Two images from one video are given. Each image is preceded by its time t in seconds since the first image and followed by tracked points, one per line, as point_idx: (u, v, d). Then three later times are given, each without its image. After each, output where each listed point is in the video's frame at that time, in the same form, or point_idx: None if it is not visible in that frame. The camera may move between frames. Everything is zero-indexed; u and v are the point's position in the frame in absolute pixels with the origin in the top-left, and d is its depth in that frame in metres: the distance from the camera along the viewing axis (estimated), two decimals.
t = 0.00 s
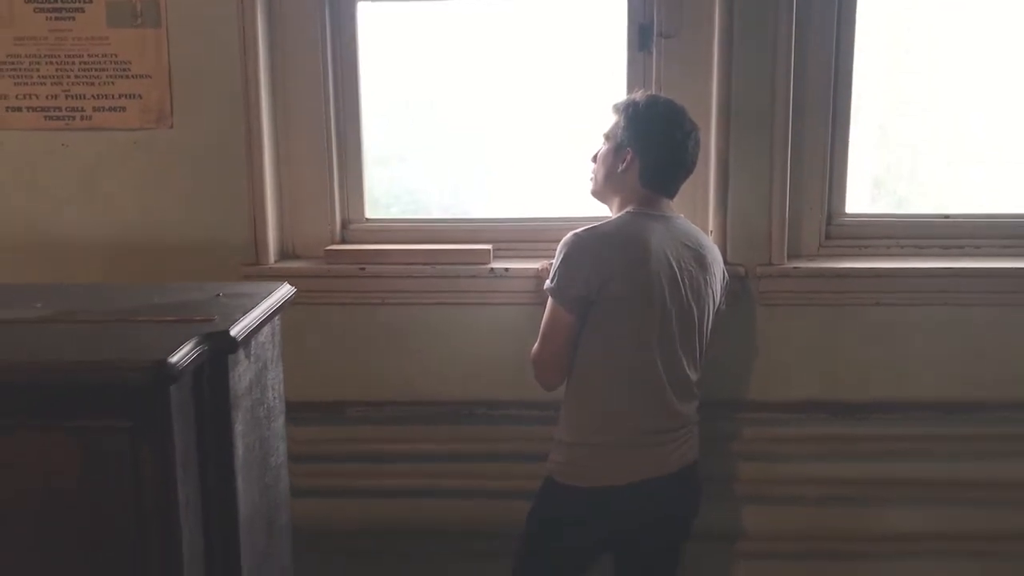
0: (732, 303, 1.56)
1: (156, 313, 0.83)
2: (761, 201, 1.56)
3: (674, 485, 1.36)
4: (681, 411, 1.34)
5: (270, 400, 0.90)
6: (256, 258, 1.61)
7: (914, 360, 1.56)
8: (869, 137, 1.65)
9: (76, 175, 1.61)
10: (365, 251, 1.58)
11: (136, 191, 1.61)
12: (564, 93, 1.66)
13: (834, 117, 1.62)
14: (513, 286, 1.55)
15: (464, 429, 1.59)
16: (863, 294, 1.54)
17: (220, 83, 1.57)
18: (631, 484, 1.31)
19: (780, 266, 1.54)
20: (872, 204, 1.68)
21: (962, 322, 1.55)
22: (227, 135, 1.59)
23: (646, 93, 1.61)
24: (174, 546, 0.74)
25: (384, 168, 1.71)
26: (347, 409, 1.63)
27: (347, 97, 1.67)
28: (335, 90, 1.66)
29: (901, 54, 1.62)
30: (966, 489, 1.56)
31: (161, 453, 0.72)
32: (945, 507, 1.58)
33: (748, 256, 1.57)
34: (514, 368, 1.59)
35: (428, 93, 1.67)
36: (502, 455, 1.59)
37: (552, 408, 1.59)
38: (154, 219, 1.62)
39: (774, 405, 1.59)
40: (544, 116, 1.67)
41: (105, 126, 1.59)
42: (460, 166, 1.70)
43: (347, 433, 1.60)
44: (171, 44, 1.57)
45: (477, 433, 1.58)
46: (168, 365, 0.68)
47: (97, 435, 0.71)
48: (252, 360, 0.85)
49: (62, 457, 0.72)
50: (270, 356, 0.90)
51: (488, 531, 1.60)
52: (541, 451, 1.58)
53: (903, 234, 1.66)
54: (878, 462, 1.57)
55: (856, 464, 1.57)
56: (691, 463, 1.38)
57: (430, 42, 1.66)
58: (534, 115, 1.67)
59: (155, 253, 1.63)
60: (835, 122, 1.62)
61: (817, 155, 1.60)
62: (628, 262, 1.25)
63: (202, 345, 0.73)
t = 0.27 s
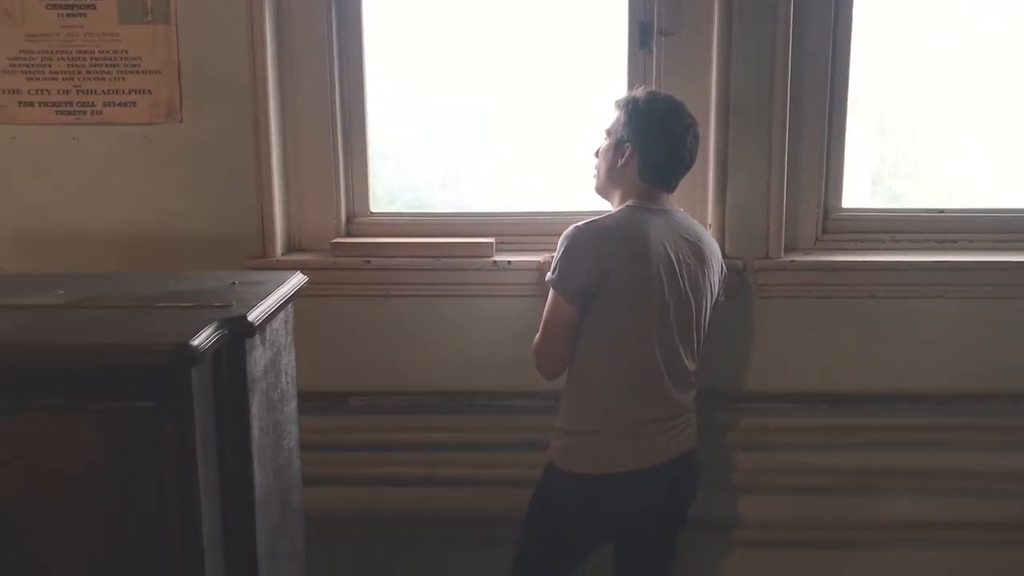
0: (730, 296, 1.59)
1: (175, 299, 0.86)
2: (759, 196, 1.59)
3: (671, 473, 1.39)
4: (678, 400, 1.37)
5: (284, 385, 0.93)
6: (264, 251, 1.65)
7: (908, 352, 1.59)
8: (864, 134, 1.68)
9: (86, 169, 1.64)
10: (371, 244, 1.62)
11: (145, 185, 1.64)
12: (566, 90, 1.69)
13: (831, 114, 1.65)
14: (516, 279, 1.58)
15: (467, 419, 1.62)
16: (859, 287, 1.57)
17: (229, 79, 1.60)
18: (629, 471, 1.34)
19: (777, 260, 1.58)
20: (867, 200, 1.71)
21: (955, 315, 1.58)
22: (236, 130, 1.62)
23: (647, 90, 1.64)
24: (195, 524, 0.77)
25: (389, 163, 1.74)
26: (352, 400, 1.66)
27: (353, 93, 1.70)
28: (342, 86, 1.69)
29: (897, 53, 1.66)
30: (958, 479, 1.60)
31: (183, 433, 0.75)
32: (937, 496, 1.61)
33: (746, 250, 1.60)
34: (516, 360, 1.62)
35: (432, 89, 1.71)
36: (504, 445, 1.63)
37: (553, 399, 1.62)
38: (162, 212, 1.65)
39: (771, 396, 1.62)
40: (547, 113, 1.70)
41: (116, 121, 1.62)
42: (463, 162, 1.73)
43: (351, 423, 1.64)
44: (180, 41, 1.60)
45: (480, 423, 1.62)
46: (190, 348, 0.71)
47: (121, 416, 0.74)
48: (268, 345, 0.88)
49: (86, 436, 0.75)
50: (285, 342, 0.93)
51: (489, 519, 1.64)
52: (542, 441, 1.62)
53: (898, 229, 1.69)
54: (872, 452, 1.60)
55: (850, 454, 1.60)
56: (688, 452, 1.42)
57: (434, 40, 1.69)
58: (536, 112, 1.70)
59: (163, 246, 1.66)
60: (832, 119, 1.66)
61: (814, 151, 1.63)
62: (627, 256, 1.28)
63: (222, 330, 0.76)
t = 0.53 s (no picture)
0: (729, 295, 1.63)
1: (191, 294, 0.89)
2: (757, 198, 1.63)
3: (669, 467, 1.42)
4: (676, 397, 1.40)
5: (296, 376, 0.96)
6: (272, 249, 1.68)
7: (903, 351, 1.62)
8: (861, 137, 1.71)
9: (99, 168, 1.68)
10: (377, 244, 1.65)
11: (156, 185, 1.68)
12: (569, 93, 1.72)
13: (829, 117, 1.68)
14: (519, 278, 1.62)
15: (470, 415, 1.66)
16: (855, 287, 1.60)
17: (239, 81, 1.64)
18: (628, 466, 1.38)
19: (775, 260, 1.61)
20: (864, 202, 1.74)
21: (950, 315, 1.61)
22: (246, 132, 1.65)
23: (648, 93, 1.67)
24: (211, 511, 0.81)
25: (395, 164, 1.78)
26: (358, 396, 1.69)
27: (359, 95, 1.73)
28: (349, 89, 1.73)
29: (893, 57, 1.69)
30: (951, 476, 1.63)
31: (200, 422, 0.79)
32: (930, 493, 1.64)
33: (744, 250, 1.63)
34: (518, 357, 1.65)
35: (438, 92, 1.74)
36: (506, 441, 1.66)
37: (554, 395, 1.66)
38: (173, 211, 1.69)
39: (768, 394, 1.65)
40: (549, 116, 1.73)
41: (127, 121, 1.66)
42: (468, 163, 1.76)
43: (357, 418, 1.67)
44: (192, 44, 1.63)
45: (482, 419, 1.65)
46: (208, 340, 0.74)
47: (141, 405, 0.78)
48: (281, 338, 0.91)
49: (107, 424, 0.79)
50: (296, 336, 0.96)
51: (491, 514, 1.67)
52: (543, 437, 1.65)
53: (894, 230, 1.72)
54: (868, 449, 1.63)
55: (845, 450, 1.63)
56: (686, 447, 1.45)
57: (440, 44, 1.73)
58: (540, 115, 1.73)
59: (173, 244, 1.69)
60: (829, 122, 1.69)
61: (812, 154, 1.67)
62: (626, 256, 1.31)
63: (238, 323, 0.80)
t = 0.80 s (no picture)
0: (727, 302, 1.65)
1: (197, 295, 0.92)
2: (757, 206, 1.65)
3: (665, 470, 1.45)
4: (672, 401, 1.43)
5: (298, 376, 0.99)
6: (280, 252, 1.71)
7: (899, 358, 1.65)
8: (860, 147, 1.74)
9: (111, 172, 1.71)
10: (382, 248, 1.68)
11: (167, 188, 1.71)
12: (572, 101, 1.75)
13: (828, 127, 1.71)
14: (521, 283, 1.65)
15: (471, 417, 1.68)
16: (852, 294, 1.63)
17: (249, 88, 1.68)
18: (624, 468, 1.40)
19: (773, 268, 1.63)
20: (863, 211, 1.76)
21: (946, 323, 1.63)
22: (255, 137, 1.69)
23: (649, 101, 1.70)
24: (213, 509, 0.83)
25: (401, 169, 1.81)
26: (362, 397, 1.72)
27: (367, 102, 1.76)
28: (356, 96, 1.76)
29: (892, 69, 1.71)
30: (946, 482, 1.65)
31: (204, 421, 0.81)
32: (925, 499, 1.66)
33: (743, 258, 1.66)
34: (520, 361, 1.68)
35: (443, 99, 1.77)
36: (507, 443, 1.69)
37: (554, 398, 1.68)
38: (183, 214, 1.72)
39: (766, 399, 1.68)
40: (553, 122, 1.76)
41: (139, 126, 1.69)
42: (473, 169, 1.80)
43: (360, 419, 1.70)
44: (203, 51, 1.67)
45: (484, 421, 1.68)
46: (213, 340, 0.77)
47: (147, 402, 0.80)
48: (284, 339, 0.94)
49: (113, 422, 0.80)
50: (299, 337, 0.99)
51: (491, 514, 1.69)
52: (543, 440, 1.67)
53: (892, 239, 1.75)
54: (863, 455, 1.65)
55: (841, 456, 1.65)
56: (682, 450, 1.47)
57: (446, 52, 1.76)
58: (543, 122, 1.76)
59: (183, 246, 1.73)
60: (829, 133, 1.71)
61: (811, 163, 1.69)
62: (623, 263, 1.35)
63: (242, 324, 0.83)
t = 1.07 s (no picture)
0: (729, 307, 1.67)
1: (200, 291, 0.95)
2: (760, 213, 1.67)
3: (663, 473, 1.46)
4: (670, 404, 1.45)
5: (296, 371, 1.00)
6: (289, 252, 1.74)
7: (901, 366, 1.65)
8: (864, 156, 1.75)
9: (126, 171, 1.75)
10: (389, 249, 1.70)
11: (180, 188, 1.75)
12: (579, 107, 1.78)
13: (833, 136, 1.72)
14: (525, 285, 1.67)
15: (475, 418, 1.71)
16: (854, 301, 1.64)
17: (261, 90, 1.71)
18: (623, 469, 1.42)
19: (775, 274, 1.65)
20: (866, 219, 1.77)
21: (948, 331, 1.64)
22: (266, 139, 1.72)
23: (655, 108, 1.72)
24: (210, 499, 0.85)
25: (410, 173, 1.84)
26: (367, 396, 1.75)
27: (377, 106, 1.79)
28: (367, 100, 1.79)
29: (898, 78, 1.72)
30: (946, 491, 1.65)
31: (202, 412, 0.82)
32: (926, 507, 1.66)
33: (746, 264, 1.67)
34: (523, 362, 1.70)
35: (453, 104, 1.80)
36: (509, 444, 1.70)
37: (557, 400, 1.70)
38: (195, 213, 1.75)
39: (767, 404, 1.69)
40: (560, 128, 1.78)
41: (154, 127, 1.73)
42: (480, 173, 1.82)
43: (365, 418, 1.73)
44: (217, 55, 1.70)
45: (486, 422, 1.70)
46: (211, 335, 0.79)
47: (146, 394, 0.82)
48: (283, 335, 0.96)
49: (114, 414, 0.82)
50: (298, 334, 1.01)
51: (492, 515, 1.71)
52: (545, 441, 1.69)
53: (896, 247, 1.76)
54: (864, 462, 1.66)
55: (841, 462, 1.66)
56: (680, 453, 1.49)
57: (456, 57, 1.78)
58: (551, 128, 1.79)
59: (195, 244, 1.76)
60: (833, 141, 1.73)
61: (815, 171, 1.70)
62: (623, 267, 1.36)
63: (241, 319, 0.85)
